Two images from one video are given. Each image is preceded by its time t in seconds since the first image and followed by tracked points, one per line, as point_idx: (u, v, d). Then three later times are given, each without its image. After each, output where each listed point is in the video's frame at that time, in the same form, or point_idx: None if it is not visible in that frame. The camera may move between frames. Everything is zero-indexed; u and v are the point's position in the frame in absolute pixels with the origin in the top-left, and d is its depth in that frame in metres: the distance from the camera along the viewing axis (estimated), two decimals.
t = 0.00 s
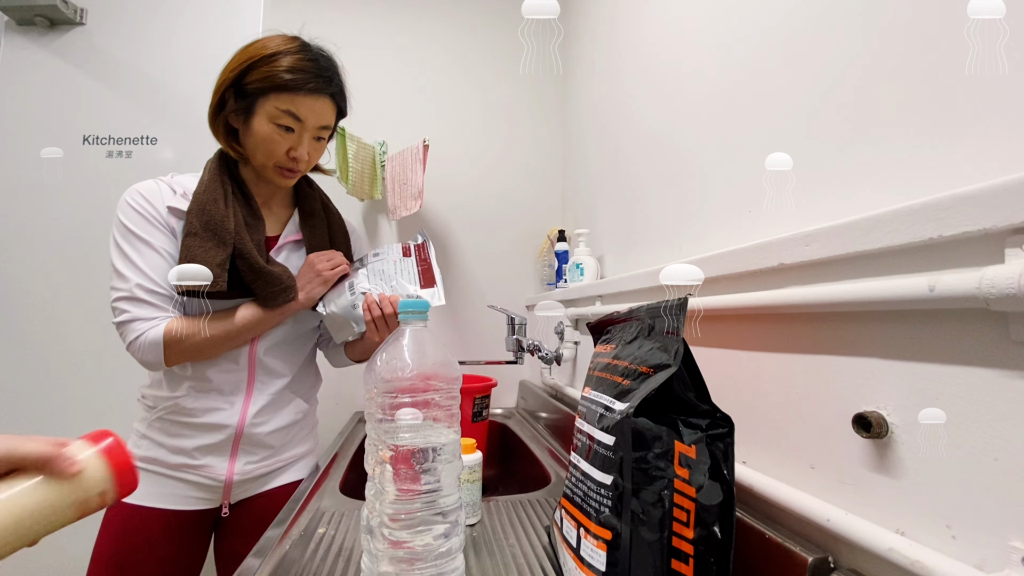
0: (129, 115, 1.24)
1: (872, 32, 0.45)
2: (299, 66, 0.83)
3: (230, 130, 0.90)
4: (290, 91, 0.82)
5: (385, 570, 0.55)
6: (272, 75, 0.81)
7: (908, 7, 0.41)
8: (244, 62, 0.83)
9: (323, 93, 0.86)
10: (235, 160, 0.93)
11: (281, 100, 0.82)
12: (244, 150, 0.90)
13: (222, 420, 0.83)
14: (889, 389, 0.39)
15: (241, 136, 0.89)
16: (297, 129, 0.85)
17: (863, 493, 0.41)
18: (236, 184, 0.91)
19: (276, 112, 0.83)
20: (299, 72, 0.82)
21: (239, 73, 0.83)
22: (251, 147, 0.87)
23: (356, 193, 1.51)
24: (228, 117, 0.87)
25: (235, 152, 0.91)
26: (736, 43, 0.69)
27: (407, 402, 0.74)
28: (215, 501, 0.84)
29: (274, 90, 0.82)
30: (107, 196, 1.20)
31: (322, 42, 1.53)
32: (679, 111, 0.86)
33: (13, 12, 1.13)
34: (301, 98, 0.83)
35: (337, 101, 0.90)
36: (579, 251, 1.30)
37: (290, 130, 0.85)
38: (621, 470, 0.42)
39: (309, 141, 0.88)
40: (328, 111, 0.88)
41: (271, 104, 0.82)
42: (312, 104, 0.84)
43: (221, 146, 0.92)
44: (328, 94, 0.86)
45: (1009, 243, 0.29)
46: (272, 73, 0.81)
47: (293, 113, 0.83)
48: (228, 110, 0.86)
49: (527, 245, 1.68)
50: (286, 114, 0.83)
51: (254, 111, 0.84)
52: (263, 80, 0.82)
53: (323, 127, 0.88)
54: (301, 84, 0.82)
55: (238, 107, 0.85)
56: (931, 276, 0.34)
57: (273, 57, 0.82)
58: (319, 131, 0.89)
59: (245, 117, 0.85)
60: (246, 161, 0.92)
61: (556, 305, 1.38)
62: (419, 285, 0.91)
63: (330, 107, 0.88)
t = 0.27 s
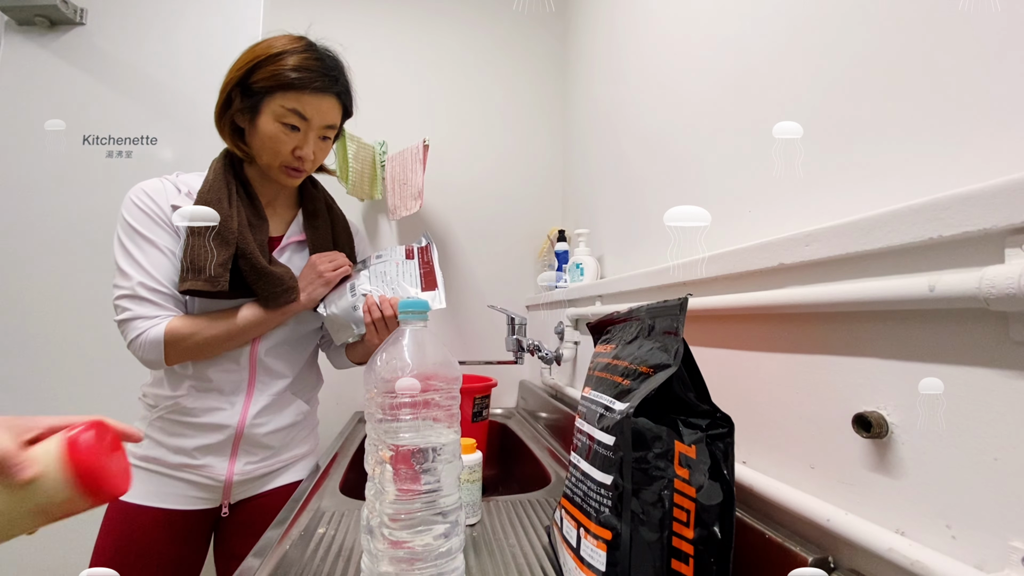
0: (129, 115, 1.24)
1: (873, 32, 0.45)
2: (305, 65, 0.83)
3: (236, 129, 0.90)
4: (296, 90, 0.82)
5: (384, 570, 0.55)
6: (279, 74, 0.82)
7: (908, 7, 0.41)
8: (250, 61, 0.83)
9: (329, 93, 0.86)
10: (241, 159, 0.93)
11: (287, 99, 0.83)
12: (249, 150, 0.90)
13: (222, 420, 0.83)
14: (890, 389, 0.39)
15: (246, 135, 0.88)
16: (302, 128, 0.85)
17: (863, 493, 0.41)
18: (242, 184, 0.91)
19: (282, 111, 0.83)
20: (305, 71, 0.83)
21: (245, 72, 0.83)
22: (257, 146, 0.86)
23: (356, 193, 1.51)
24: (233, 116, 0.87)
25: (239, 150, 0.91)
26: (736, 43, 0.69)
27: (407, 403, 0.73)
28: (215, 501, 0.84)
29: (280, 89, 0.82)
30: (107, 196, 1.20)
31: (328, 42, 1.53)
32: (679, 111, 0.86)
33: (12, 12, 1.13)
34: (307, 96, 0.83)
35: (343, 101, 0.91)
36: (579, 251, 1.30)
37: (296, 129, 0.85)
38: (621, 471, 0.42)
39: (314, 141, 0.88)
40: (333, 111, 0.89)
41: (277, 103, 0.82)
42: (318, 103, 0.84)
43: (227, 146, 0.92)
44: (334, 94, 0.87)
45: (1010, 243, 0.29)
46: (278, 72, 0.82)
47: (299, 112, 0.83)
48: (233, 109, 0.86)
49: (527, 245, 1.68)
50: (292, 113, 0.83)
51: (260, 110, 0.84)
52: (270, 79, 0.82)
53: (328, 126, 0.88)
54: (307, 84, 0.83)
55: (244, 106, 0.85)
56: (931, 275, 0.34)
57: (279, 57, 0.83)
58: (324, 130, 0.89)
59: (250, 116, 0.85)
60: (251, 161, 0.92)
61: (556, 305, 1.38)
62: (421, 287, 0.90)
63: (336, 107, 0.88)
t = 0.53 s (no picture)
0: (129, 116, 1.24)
1: (873, 32, 0.45)
2: (310, 68, 0.83)
3: (239, 131, 0.90)
4: (300, 94, 0.83)
5: (384, 570, 0.55)
6: (283, 76, 0.82)
7: (907, 7, 0.41)
8: (255, 63, 0.84)
9: (333, 97, 0.86)
10: (243, 160, 0.93)
11: (291, 102, 0.83)
12: (252, 151, 0.90)
13: (223, 419, 0.83)
14: (890, 389, 0.39)
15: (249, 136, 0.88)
16: (306, 131, 0.85)
17: (863, 493, 0.41)
18: (245, 185, 0.91)
19: (286, 114, 0.83)
20: (309, 75, 0.83)
21: (250, 75, 0.83)
22: (260, 149, 0.87)
23: (356, 193, 1.50)
24: (237, 117, 0.87)
25: (242, 151, 0.90)
26: (735, 43, 0.69)
27: (407, 403, 0.74)
28: (215, 501, 0.84)
29: (285, 92, 0.82)
30: (106, 196, 1.20)
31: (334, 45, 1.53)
32: (679, 110, 0.86)
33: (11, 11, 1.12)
34: (311, 100, 0.83)
35: (347, 104, 0.91)
36: (579, 251, 1.30)
37: (299, 131, 0.85)
38: (621, 471, 0.42)
39: (317, 143, 0.88)
40: (337, 114, 0.89)
41: (281, 106, 0.83)
42: (322, 107, 0.85)
43: (230, 147, 0.92)
44: (338, 97, 0.87)
45: (1010, 243, 0.29)
46: (282, 76, 0.82)
47: (303, 115, 0.84)
48: (237, 110, 0.86)
49: (527, 245, 1.69)
50: (296, 116, 0.83)
51: (264, 113, 0.84)
52: (274, 82, 0.82)
53: (332, 129, 0.89)
54: (311, 87, 0.83)
55: (248, 108, 0.85)
56: (931, 275, 0.34)
57: (283, 60, 0.83)
58: (328, 133, 0.89)
59: (254, 118, 0.85)
60: (254, 162, 0.92)
61: (556, 305, 1.38)
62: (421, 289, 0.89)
63: (339, 111, 0.88)
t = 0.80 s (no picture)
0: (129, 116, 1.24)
1: (873, 31, 0.45)
2: (313, 70, 0.83)
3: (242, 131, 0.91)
4: (303, 96, 0.83)
5: (384, 570, 0.55)
6: (286, 78, 0.82)
7: (907, 6, 0.41)
8: (258, 65, 0.84)
9: (336, 99, 0.86)
10: (246, 160, 0.93)
11: (294, 104, 0.83)
12: (255, 151, 0.90)
13: (223, 419, 0.83)
14: (890, 389, 0.39)
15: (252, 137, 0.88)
16: (308, 132, 0.85)
17: (863, 493, 0.41)
18: (247, 185, 0.91)
19: (288, 115, 0.83)
20: (312, 77, 0.83)
21: (254, 76, 0.83)
22: (262, 149, 0.87)
23: (356, 193, 1.50)
24: (240, 118, 0.87)
25: (245, 151, 0.91)
26: (735, 42, 0.69)
27: (407, 402, 0.74)
28: (215, 501, 0.84)
29: (287, 94, 0.82)
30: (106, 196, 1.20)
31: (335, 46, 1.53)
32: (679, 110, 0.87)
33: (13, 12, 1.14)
34: (314, 102, 0.83)
35: (350, 106, 0.91)
36: (579, 251, 1.30)
37: (302, 133, 0.85)
38: (621, 471, 0.42)
39: (319, 145, 0.88)
40: (340, 116, 0.89)
41: (284, 107, 0.83)
42: (325, 109, 0.85)
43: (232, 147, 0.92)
44: (341, 100, 0.87)
45: (1009, 243, 0.29)
46: (285, 77, 0.82)
47: (306, 117, 0.84)
48: (240, 111, 0.86)
49: (527, 245, 1.69)
50: (298, 117, 0.83)
51: (267, 114, 0.84)
52: (277, 84, 0.82)
53: (334, 131, 0.89)
54: (314, 89, 0.83)
55: (251, 109, 0.85)
56: (932, 275, 0.34)
57: (286, 61, 0.83)
58: (330, 135, 0.89)
59: (257, 119, 0.85)
60: (257, 162, 0.92)
61: (556, 305, 1.38)
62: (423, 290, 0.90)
63: (342, 113, 0.88)
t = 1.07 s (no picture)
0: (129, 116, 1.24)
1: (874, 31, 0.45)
2: (316, 72, 0.83)
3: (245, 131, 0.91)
4: (306, 97, 0.82)
5: (384, 570, 0.55)
6: (289, 79, 0.82)
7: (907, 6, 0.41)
8: (261, 65, 0.84)
9: (339, 100, 0.86)
10: (248, 160, 0.93)
11: (296, 104, 0.83)
12: (258, 151, 0.90)
13: (224, 419, 0.83)
14: (891, 389, 0.38)
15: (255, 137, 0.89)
16: (311, 133, 0.85)
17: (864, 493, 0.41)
18: (250, 184, 0.91)
19: (291, 116, 0.83)
20: (315, 78, 0.83)
21: (257, 77, 0.83)
22: (265, 149, 0.87)
23: (356, 193, 1.50)
24: (244, 118, 0.87)
25: (248, 151, 0.91)
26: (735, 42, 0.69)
27: (407, 402, 0.73)
28: (216, 501, 0.84)
29: (290, 95, 0.82)
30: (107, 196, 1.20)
31: (336, 46, 1.53)
32: (679, 110, 0.86)
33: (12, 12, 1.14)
34: (317, 103, 0.83)
35: (352, 107, 0.91)
36: (579, 251, 1.30)
37: (304, 134, 0.85)
38: (621, 471, 0.42)
39: (322, 146, 0.88)
40: (342, 117, 0.89)
41: (287, 108, 0.83)
42: (327, 110, 0.85)
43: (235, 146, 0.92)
44: (343, 101, 0.87)
45: (1010, 243, 0.29)
46: (288, 78, 0.82)
47: (309, 118, 0.84)
48: (244, 111, 0.86)
49: (527, 245, 1.69)
50: (301, 118, 0.83)
51: (270, 114, 0.84)
52: (280, 85, 0.82)
53: (337, 132, 0.88)
54: (317, 90, 0.83)
55: (254, 109, 0.85)
56: (933, 276, 0.34)
57: (289, 62, 0.83)
58: (333, 136, 0.89)
59: (260, 120, 0.85)
60: (259, 163, 0.92)
61: (556, 305, 1.38)
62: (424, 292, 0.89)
63: (345, 114, 0.88)
